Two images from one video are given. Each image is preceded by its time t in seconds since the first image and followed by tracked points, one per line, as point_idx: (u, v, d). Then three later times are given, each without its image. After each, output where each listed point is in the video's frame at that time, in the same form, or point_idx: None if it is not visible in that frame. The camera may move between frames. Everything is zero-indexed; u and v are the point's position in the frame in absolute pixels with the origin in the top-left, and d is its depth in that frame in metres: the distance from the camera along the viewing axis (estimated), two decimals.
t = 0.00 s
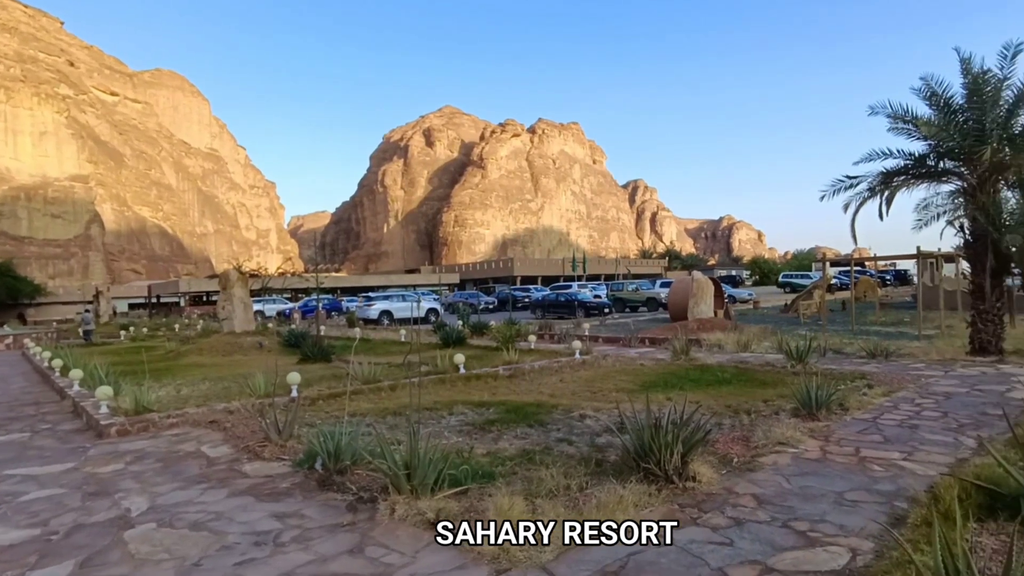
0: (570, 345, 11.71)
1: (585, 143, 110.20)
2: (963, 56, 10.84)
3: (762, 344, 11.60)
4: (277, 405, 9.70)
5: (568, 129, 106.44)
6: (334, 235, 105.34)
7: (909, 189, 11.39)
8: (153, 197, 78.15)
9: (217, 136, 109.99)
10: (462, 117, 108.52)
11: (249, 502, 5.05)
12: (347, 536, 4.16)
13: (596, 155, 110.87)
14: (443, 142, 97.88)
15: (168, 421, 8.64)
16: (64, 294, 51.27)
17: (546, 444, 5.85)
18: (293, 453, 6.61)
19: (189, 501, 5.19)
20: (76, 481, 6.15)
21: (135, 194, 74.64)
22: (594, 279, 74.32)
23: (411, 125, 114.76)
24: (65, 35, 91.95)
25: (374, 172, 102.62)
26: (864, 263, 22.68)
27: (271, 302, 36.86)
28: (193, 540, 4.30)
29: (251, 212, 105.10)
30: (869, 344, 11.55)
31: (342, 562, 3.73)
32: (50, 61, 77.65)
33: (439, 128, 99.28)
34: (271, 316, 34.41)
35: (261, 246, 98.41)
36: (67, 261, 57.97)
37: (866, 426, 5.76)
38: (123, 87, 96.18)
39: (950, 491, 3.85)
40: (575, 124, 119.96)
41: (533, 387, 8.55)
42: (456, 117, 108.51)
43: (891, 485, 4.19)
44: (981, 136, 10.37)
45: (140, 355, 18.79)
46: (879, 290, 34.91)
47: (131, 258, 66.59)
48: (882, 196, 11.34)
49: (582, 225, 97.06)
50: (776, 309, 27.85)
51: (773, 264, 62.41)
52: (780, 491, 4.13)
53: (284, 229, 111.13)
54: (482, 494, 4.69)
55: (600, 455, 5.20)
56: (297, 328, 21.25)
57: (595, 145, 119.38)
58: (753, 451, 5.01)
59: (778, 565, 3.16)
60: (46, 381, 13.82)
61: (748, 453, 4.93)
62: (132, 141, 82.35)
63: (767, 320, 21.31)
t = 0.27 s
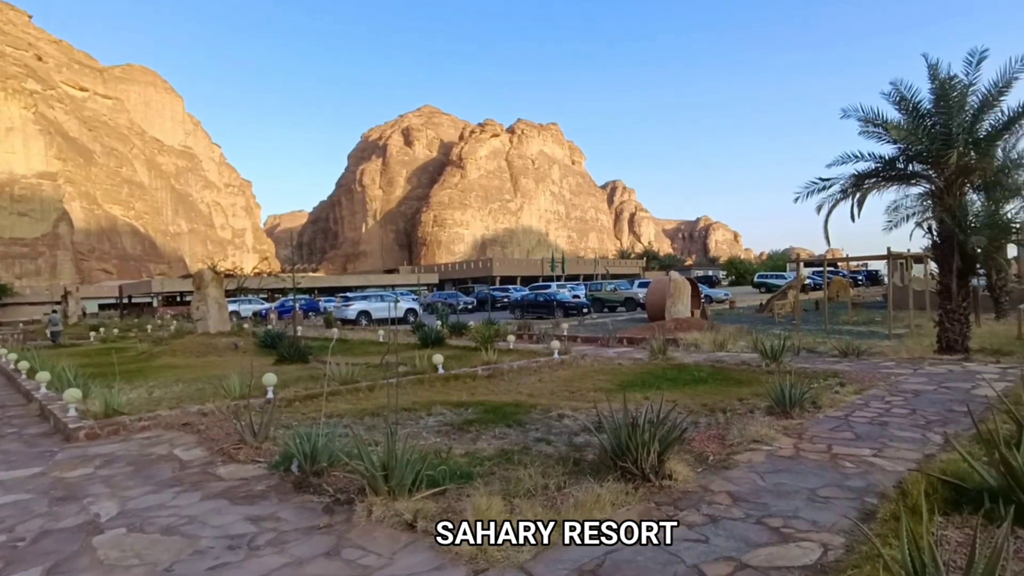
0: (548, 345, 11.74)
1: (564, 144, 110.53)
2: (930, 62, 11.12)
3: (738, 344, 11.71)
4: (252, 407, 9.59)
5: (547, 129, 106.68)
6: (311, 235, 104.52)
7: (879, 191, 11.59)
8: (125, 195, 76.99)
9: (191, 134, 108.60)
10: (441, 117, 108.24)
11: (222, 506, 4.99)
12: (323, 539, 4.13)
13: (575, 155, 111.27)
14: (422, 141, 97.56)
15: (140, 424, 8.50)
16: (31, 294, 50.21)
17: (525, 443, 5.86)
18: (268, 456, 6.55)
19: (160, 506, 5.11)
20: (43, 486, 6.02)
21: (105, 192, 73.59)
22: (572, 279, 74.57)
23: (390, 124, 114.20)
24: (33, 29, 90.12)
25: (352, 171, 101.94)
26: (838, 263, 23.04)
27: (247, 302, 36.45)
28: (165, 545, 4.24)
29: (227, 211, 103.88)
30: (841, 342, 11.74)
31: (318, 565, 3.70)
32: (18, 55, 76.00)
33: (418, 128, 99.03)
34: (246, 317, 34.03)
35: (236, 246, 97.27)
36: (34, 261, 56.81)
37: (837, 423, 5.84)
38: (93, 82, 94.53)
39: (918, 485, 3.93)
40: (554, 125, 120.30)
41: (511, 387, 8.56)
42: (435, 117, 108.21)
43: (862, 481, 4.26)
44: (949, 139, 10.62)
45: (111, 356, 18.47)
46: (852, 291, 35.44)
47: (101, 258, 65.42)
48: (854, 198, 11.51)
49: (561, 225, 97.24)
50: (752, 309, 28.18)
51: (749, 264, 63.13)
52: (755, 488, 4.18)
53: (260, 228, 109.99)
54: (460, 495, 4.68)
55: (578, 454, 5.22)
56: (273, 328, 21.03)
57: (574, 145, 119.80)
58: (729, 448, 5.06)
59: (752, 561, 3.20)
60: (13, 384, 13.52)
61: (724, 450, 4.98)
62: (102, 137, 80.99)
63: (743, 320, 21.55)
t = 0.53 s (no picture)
0: (522, 345, 11.75)
1: (539, 144, 110.75)
2: (892, 69, 11.36)
3: (709, 343, 11.84)
4: (220, 410, 9.45)
5: (522, 129, 106.81)
6: (283, 234, 103.36)
7: (845, 193, 11.80)
8: (88, 193, 75.52)
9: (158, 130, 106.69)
10: (415, 116, 107.76)
11: (190, 511, 4.91)
12: (294, 542, 4.08)
13: (549, 155, 111.54)
14: (396, 140, 97.04)
15: (103, 429, 8.32)
16: None
17: (498, 444, 5.86)
18: (237, 459, 6.45)
19: (124, 512, 5.00)
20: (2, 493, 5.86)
21: (68, 189, 72.04)
22: (546, 279, 74.75)
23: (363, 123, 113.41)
24: None
25: (325, 170, 101.02)
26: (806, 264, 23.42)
27: (217, 302, 35.91)
28: (131, 552, 4.15)
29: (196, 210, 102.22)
30: (809, 341, 11.95)
31: (288, 569, 3.66)
32: None
33: (392, 127, 98.52)
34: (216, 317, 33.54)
35: (205, 245, 95.67)
36: None
37: (805, 420, 5.94)
38: (56, 76, 92.42)
39: (881, 480, 4.02)
40: (529, 126, 120.56)
41: (485, 387, 8.57)
42: (409, 116, 107.68)
43: (828, 476, 4.33)
44: (910, 143, 10.86)
45: (74, 359, 18.05)
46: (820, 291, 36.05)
47: (63, 257, 63.94)
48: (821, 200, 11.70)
49: (536, 225, 97.39)
50: (723, 308, 28.51)
51: (720, 265, 63.88)
52: (724, 485, 4.23)
53: (230, 227, 108.47)
54: (433, 496, 4.66)
55: (551, 454, 5.23)
56: (243, 329, 20.75)
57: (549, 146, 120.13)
58: (700, 446, 5.11)
59: (721, 557, 3.24)
60: None
61: (695, 448, 5.03)
62: (64, 133, 79.23)
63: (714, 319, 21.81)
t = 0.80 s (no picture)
0: (494, 346, 11.74)
1: (512, 145, 110.84)
2: (855, 74, 11.59)
3: (680, 343, 11.96)
4: (186, 413, 9.26)
5: (495, 130, 106.80)
6: (252, 234, 101.97)
7: (811, 196, 11.99)
8: (47, 190, 73.86)
9: (121, 127, 104.46)
10: (388, 116, 107.08)
11: (152, 517, 4.80)
12: (261, 547, 4.02)
13: (522, 156, 111.70)
14: (368, 140, 96.33)
15: (62, 434, 8.11)
16: None
17: (470, 444, 5.84)
18: (202, 463, 6.34)
19: (83, 519, 4.87)
20: None
21: (24, 187, 70.52)
22: (519, 279, 74.81)
23: (335, 121, 112.38)
24: None
25: (296, 169, 99.93)
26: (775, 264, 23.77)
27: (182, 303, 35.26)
28: (90, 560, 4.05)
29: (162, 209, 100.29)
30: (776, 340, 12.13)
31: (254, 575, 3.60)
32: None
33: (364, 126, 97.82)
34: (182, 318, 32.95)
35: (171, 244, 93.92)
36: None
37: (772, 418, 6.02)
38: (13, 70, 90.04)
39: (843, 475, 4.09)
40: (503, 126, 120.60)
41: (457, 388, 8.55)
42: (382, 115, 106.97)
43: (794, 472, 4.40)
44: (872, 147, 11.09)
45: (33, 362, 17.58)
46: (788, 291, 36.64)
47: (20, 257, 62.31)
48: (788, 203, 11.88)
49: (509, 226, 97.42)
50: (693, 308, 28.81)
51: (691, 265, 64.56)
52: (693, 482, 4.27)
53: (197, 226, 106.60)
54: (403, 498, 4.62)
55: (523, 454, 5.22)
56: (210, 331, 20.40)
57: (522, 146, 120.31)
58: (669, 444, 5.15)
59: (689, 554, 3.27)
60: None
61: (665, 446, 5.07)
62: (22, 129, 77.29)
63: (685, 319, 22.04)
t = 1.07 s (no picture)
0: (470, 346, 11.72)
1: (488, 145, 110.79)
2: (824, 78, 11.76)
3: (654, 343, 12.05)
4: (153, 416, 9.09)
5: (471, 130, 106.69)
6: (224, 234, 100.59)
7: (782, 198, 12.14)
8: (9, 189, 72.29)
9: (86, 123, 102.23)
10: (363, 115, 106.42)
11: (118, 523, 4.70)
12: (230, 552, 3.96)
13: (498, 157, 111.70)
14: (342, 139, 95.59)
15: (24, 439, 7.91)
16: None
17: (445, 445, 5.80)
18: (170, 467, 6.22)
19: (44, 527, 4.76)
20: None
21: None
22: (494, 279, 74.77)
23: (309, 120, 111.33)
24: None
25: (269, 167, 98.78)
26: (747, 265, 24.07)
27: (151, 304, 34.62)
28: (53, 568, 3.95)
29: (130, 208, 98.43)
30: (748, 340, 12.26)
31: None
32: None
33: (338, 125, 97.13)
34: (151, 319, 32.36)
35: (139, 244, 92.13)
36: None
37: (743, 416, 6.08)
38: None
39: (812, 472, 4.15)
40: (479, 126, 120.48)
41: (432, 389, 8.51)
42: (357, 114, 106.28)
43: (764, 470, 4.45)
44: (841, 150, 11.28)
45: None
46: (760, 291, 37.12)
47: None
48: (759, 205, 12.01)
49: (485, 226, 97.34)
50: (667, 308, 29.05)
51: (666, 266, 65.12)
52: (666, 481, 4.30)
53: (166, 226, 104.78)
54: (378, 500, 4.58)
55: (497, 455, 5.21)
56: (179, 332, 20.07)
57: (498, 147, 120.36)
58: (643, 444, 5.18)
59: (662, 553, 3.28)
60: None
61: (639, 445, 5.10)
62: None
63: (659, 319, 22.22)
